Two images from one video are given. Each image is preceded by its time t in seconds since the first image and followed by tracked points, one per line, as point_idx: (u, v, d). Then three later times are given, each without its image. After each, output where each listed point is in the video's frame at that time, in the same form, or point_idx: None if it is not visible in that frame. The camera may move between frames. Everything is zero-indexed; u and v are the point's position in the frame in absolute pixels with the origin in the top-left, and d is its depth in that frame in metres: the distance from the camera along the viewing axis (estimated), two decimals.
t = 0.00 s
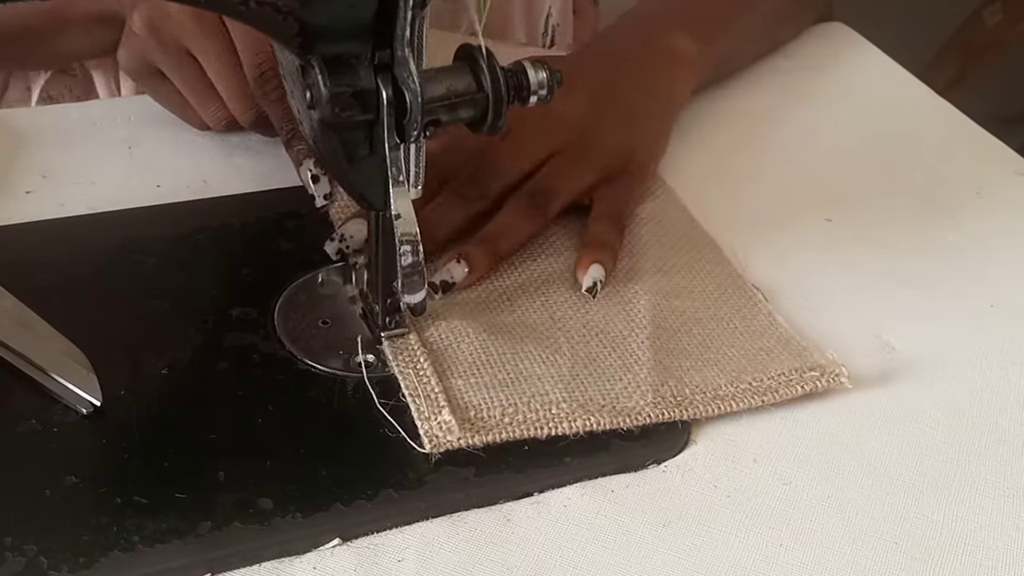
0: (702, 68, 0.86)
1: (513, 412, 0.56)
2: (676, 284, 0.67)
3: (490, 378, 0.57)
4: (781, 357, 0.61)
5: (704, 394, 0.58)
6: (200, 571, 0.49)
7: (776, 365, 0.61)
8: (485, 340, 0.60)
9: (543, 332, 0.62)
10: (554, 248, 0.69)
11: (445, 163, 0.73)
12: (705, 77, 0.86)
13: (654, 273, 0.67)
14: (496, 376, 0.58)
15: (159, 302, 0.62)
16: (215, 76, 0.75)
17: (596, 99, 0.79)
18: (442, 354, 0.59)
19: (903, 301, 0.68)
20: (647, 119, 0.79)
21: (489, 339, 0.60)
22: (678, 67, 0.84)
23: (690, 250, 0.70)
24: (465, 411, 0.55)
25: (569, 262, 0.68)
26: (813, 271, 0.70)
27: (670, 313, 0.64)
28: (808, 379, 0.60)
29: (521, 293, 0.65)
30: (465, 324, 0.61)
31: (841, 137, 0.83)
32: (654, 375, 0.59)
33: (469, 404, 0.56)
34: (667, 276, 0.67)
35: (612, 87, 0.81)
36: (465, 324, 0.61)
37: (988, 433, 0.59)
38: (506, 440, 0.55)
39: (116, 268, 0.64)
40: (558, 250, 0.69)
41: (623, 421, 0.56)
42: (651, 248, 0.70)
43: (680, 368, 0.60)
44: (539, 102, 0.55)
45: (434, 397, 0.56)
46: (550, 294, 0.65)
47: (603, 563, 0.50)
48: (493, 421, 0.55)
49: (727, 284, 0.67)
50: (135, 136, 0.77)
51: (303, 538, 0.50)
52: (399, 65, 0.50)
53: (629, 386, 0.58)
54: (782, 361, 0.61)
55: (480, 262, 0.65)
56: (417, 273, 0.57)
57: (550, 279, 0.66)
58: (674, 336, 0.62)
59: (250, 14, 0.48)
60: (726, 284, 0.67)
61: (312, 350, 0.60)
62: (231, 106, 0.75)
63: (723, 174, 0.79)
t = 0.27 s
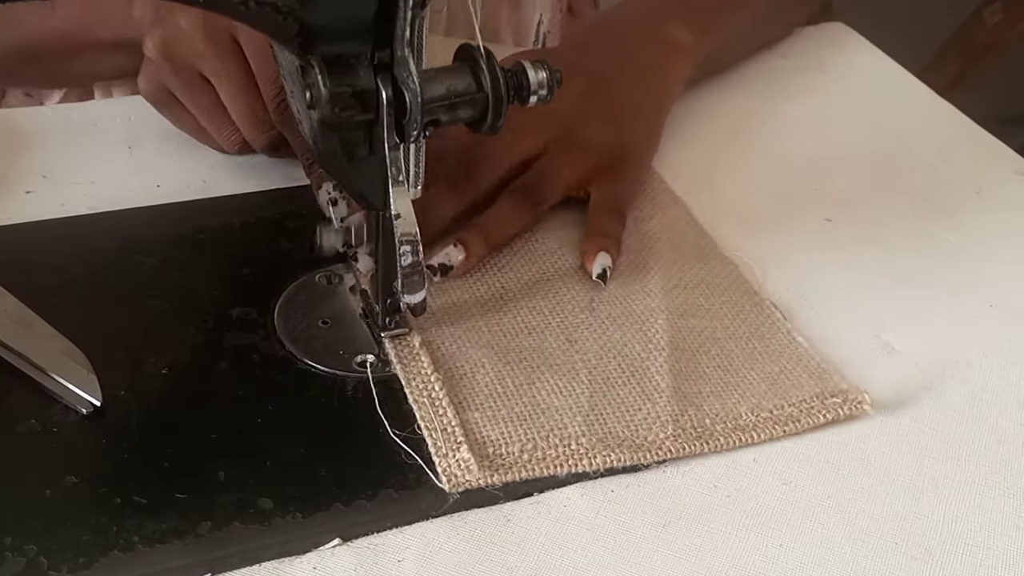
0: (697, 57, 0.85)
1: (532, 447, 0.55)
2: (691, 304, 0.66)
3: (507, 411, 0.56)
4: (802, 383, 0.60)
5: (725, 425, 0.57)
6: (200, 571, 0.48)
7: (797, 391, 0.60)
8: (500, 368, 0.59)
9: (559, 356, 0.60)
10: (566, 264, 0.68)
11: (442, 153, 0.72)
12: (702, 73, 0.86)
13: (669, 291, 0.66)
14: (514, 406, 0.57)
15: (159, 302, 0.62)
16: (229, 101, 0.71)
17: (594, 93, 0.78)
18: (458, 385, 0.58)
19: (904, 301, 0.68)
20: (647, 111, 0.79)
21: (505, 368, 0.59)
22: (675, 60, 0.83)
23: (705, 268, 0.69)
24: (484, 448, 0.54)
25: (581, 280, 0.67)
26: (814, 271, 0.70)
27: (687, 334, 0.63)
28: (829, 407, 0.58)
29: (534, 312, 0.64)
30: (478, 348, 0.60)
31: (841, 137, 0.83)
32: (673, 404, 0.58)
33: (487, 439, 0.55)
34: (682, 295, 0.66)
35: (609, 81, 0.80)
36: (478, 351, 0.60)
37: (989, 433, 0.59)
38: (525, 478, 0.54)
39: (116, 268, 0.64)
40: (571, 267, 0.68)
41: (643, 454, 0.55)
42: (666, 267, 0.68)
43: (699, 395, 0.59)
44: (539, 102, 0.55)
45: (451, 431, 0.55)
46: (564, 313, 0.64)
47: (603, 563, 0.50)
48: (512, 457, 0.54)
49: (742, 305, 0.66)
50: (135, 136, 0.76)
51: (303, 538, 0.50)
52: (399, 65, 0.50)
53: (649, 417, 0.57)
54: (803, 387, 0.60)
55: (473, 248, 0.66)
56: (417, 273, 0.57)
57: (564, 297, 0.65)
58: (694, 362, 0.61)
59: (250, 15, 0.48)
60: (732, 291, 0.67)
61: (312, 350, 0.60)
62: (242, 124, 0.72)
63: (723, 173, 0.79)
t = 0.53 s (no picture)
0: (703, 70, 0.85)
1: (547, 481, 0.53)
2: (707, 329, 0.64)
3: (521, 442, 0.55)
4: (823, 412, 0.59)
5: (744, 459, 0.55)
6: (201, 571, 0.48)
7: (818, 421, 0.58)
8: (513, 397, 0.57)
9: (573, 383, 0.59)
10: (580, 285, 0.66)
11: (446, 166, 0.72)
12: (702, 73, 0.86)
13: (684, 316, 0.65)
14: (528, 438, 0.55)
15: (159, 302, 0.62)
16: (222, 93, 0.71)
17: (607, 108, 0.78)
18: (471, 415, 0.56)
19: (903, 301, 0.68)
20: (659, 127, 0.78)
21: (518, 395, 0.57)
22: (684, 73, 0.83)
23: (721, 291, 0.67)
24: (498, 482, 0.52)
25: (595, 302, 0.65)
26: (814, 272, 0.70)
27: (703, 361, 0.62)
28: (852, 437, 0.57)
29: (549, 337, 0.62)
30: (490, 374, 0.58)
31: (841, 137, 0.83)
32: (691, 436, 0.56)
33: (502, 473, 0.53)
34: (698, 320, 0.64)
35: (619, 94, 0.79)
36: (491, 377, 0.58)
37: (989, 433, 0.59)
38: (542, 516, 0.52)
39: (116, 267, 0.64)
40: (584, 288, 0.66)
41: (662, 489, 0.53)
42: (680, 291, 0.67)
43: (717, 425, 0.57)
44: (539, 102, 0.55)
45: (465, 465, 0.53)
46: (578, 336, 0.62)
47: (604, 563, 0.50)
48: (527, 492, 0.52)
49: (760, 329, 0.64)
50: (135, 136, 0.76)
51: (304, 538, 0.50)
52: (399, 65, 0.50)
53: (666, 450, 0.55)
54: (823, 416, 0.58)
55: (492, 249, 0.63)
56: (417, 273, 0.57)
57: (578, 320, 0.63)
58: (711, 391, 0.60)
59: (250, 14, 0.48)
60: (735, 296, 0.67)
61: (312, 350, 0.60)
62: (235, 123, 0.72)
63: (723, 173, 0.79)
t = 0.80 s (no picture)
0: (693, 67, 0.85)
1: (570, 514, 0.51)
2: (726, 350, 0.63)
3: (542, 473, 0.53)
4: (849, 435, 0.57)
5: (771, 486, 0.54)
6: (200, 571, 0.48)
7: (844, 444, 0.57)
8: (532, 424, 0.56)
9: (593, 409, 0.57)
10: (596, 305, 0.65)
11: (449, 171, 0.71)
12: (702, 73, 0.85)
13: (703, 336, 0.63)
14: (548, 468, 0.53)
15: (159, 302, 0.62)
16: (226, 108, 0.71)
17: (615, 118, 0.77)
18: (489, 446, 0.54)
19: (904, 301, 0.68)
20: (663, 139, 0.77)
21: (537, 424, 0.56)
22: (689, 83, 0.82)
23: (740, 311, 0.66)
24: (519, 518, 0.51)
25: (612, 322, 0.63)
26: (814, 272, 0.70)
27: (725, 383, 0.60)
28: (880, 462, 0.56)
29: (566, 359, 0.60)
30: (507, 401, 0.57)
31: (842, 136, 0.83)
32: (715, 462, 0.55)
33: (522, 507, 0.51)
34: (717, 341, 0.63)
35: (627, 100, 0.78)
36: (509, 404, 0.57)
37: (989, 432, 0.59)
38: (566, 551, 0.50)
39: (116, 267, 0.64)
40: (601, 308, 0.65)
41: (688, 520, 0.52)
42: (699, 311, 0.65)
43: (742, 450, 0.56)
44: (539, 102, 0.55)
45: (484, 499, 0.52)
46: (597, 359, 0.60)
47: (604, 562, 0.50)
48: (549, 525, 0.51)
49: (782, 351, 0.63)
50: (135, 136, 0.76)
51: (304, 538, 0.50)
52: (399, 65, 0.51)
53: (691, 478, 0.54)
54: (849, 440, 0.57)
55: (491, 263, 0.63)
56: (417, 273, 0.57)
57: (596, 341, 0.62)
58: (734, 414, 0.58)
59: (250, 14, 0.48)
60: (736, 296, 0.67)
61: (312, 350, 0.60)
62: (241, 141, 0.71)
63: (721, 171, 0.78)
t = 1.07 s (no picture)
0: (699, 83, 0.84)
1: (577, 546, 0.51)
2: (738, 374, 0.62)
3: (548, 501, 0.52)
4: (865, 464, 0.57)
5: (782, 516, 0.53)
6: (199, 571, 0.49)
7: (859, 473, 0.56)
8: (539, 450, 0.55)
9: (602, 435, 0.56)
10: (605, 325, 0.64)
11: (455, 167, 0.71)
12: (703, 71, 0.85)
13: (715, 360, 0.62)
14: (556, 497, 0.53)
15: (158, 302, 0.62)
16: (224, 87, 0.72)
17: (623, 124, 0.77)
18: (495, 472, 0.53)
19: (904, 301, 0.68)
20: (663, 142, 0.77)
21: (545, 450, 0.55)
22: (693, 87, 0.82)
23: (752, 332, 0.65)
24: (525, 549, 0.50)
25: (621, 344, 0.62)
26: (814, 272, 0.70)
27: (737, 409, 0.59)
28: (897, 491, 0.55)
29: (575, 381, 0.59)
30: (514, 425, 0.56)
31: (841, 136, 0.83)
32: (725, 492, 0.54)
33: (529, 537, 0.51)
34: (729, 365, 0.62)
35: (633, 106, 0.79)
36: (515, 427, 0.56)
37: (989, 434, 0.59)
38: None
39: (115, 266, 0.64)
40: (610, 328, 0.63)
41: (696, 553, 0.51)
42: (710, 333, 0.64)
43: (753, 479, 0.55)
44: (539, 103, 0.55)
45: (490, 529, 0.51)
46: (606, 381, 0.60)
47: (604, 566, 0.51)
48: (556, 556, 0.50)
49: (796, 375, 0.62)
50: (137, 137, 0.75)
51: (303, 538, 0.50)
52: (399, 65, 0.51)
53: (700, 509, 0.53)
54: (863, 468, 0.57)
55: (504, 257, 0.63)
56: (416, 274, 0.56)
57: (604, 361, 0.61)
58: (745, 440, 0.57)
59: (249, 14, 0.48)
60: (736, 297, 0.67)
61: (312, 350, 0.60)
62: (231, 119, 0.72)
63: (720, 171, 0.79)
